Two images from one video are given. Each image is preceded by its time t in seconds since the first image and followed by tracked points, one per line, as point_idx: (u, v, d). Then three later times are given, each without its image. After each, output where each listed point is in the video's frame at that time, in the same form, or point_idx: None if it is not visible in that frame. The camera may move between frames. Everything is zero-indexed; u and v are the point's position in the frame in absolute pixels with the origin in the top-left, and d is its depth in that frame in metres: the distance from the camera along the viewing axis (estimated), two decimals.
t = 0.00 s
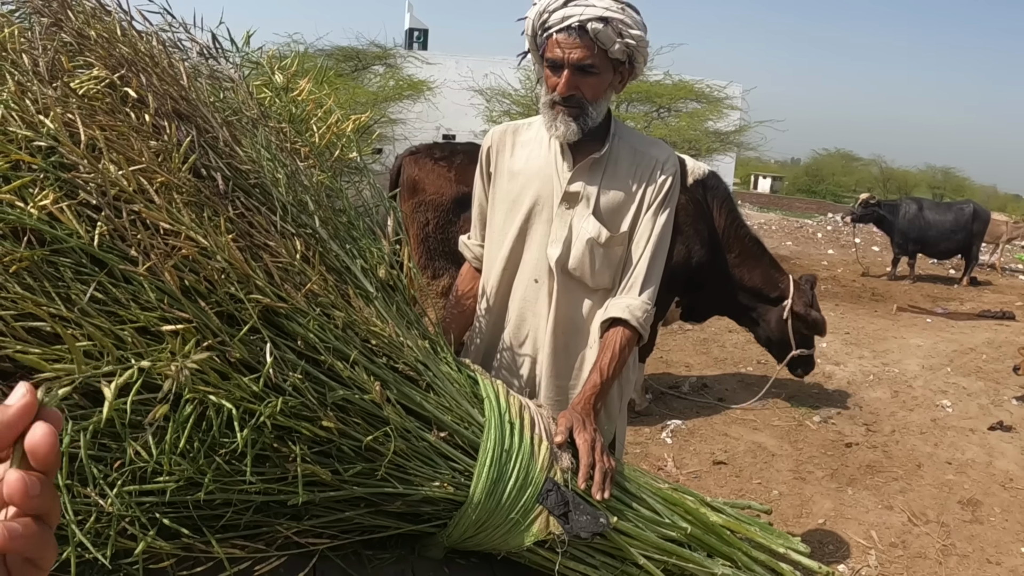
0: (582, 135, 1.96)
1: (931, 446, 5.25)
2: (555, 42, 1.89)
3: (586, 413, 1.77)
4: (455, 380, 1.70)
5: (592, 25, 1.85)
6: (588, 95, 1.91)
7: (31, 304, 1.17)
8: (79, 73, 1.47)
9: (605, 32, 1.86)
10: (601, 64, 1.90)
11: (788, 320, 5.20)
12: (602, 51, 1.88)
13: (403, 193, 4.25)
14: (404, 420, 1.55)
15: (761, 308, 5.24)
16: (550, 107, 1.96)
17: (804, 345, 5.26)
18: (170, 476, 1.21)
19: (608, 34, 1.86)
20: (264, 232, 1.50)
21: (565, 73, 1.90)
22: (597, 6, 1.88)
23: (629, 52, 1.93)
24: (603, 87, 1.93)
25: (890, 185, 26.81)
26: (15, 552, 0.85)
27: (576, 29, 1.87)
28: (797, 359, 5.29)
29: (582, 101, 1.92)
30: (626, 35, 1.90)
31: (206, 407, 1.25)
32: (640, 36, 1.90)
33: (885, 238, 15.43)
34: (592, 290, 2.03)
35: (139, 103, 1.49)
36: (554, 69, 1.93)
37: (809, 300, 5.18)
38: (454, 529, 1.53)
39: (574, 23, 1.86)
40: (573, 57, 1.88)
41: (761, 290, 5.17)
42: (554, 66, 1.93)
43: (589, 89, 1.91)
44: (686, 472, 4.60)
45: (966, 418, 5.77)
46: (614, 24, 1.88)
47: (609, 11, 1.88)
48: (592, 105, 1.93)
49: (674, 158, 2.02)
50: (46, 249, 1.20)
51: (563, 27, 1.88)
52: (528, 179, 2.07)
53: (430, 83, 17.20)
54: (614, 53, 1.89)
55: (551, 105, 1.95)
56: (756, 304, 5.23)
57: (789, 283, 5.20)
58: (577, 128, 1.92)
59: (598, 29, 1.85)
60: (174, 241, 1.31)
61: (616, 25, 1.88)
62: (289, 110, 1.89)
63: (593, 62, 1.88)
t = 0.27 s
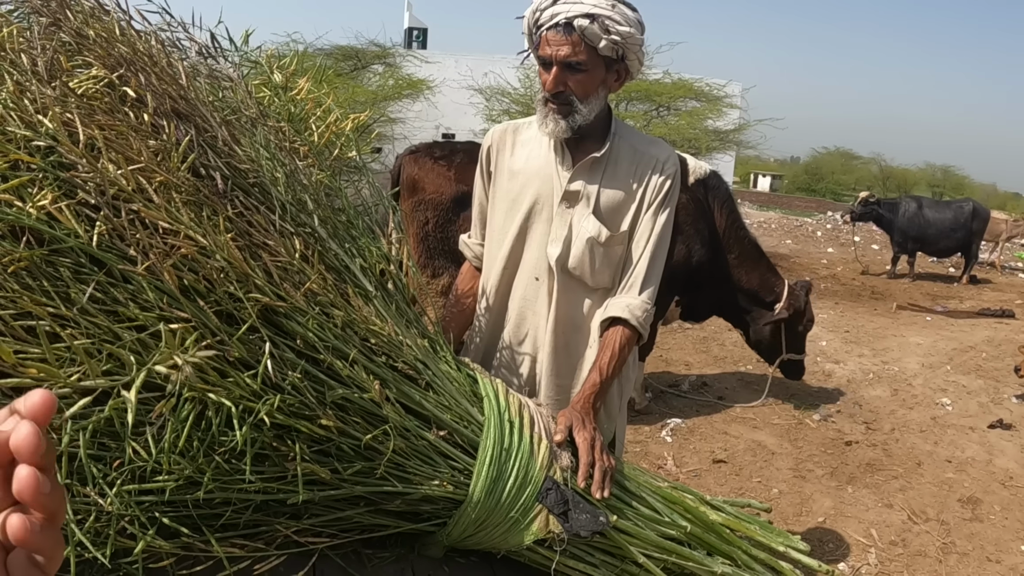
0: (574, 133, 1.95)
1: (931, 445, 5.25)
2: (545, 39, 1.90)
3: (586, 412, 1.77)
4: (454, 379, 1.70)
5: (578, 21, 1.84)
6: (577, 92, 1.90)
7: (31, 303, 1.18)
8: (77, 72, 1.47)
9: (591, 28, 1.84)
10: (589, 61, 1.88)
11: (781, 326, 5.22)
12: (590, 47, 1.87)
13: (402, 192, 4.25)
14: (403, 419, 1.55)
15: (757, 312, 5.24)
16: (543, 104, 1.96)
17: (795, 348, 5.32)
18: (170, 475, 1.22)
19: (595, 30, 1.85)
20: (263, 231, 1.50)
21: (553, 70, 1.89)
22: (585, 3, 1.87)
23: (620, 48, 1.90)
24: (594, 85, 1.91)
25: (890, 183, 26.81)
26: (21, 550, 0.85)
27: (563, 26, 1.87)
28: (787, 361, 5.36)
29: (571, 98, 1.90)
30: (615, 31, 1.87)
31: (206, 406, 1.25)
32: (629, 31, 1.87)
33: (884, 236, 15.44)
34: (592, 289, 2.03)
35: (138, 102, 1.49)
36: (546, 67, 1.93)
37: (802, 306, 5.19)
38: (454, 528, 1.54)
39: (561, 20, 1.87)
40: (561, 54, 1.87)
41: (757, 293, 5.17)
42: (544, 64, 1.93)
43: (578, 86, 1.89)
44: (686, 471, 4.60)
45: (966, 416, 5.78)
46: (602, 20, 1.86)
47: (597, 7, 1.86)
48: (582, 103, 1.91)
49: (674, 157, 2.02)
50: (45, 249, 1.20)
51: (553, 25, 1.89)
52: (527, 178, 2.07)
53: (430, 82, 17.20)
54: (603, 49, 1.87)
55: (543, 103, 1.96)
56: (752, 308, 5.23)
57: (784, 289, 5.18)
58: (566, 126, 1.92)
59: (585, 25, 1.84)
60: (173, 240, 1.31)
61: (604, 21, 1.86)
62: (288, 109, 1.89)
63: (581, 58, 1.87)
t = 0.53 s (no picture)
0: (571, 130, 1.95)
1: (932, 443, 5.25)
2: (541, 37, 1.90)
3: (586, 411, 1.77)
4: (455, 378, 1.70)
5: (573, 17, 1.84)
6: (574, 88, 1.89)
7: (30, 302, 1.18)
8: (77, 71, 1.47)
9: (586, 24, 1.83)
10: (585, 57, 1.87)
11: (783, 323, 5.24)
12: (586, 43, 1.86)
13: (402, 191, 4.24)
14: (403, 418, 1.55)
15: (758, 310, 5.26)
16: (541, 101, 1.96)
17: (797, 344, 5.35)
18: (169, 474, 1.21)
19: (590, 26, 1.84)
20: (262, 230, 1.49)
21: (550, 67, 1.89)
22: None
23: (615, 43, 1.89)
24: (591, 81, 1.91)
25: (890, 182, 26.80)
26: None
27: (559, 23, 1.86)
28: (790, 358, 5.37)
29: (568, 95, 1.90)
30: (610, 27, 1.86)
31: (206, 405, 1.25)
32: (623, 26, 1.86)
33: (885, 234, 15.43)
34: (593, 287, 2.03)
35: (137, 101, 1.48)
36: (543, 65, 1.93)
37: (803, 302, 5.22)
38: (454, 526, 1.53)
39: (557, 16, 1.86)
40: (557, 51, 1.87)
41: (758, 292, 5.18)
42: (542, 61, 1.92)
43: (574, 82, 1.89)
44: (687, 469, 4.60)
45: (966, 415, 5.77)
46: (596, 16, 1.85)
47: (592, 3, 1.85)
48: (579, 99, 1.90)
49: (674, 155, 2.02)
50: (44, 247, 1.20)
51: (549, 22, 1.89)
52: (528, 177, 2.06)
53: (429, 81, 17.19)
54: (598, 45, 1.86)
55: (542, 100, 1.96)
56: (753, 306, 5.25)
57: (784, 287, 5.19)
58: (563, 123, 1.91)
59: (580, 21, 1.83)
60: (172, 239, 1.31)
61: (599, 17, 1.85)
62: (288, 108, 1.88)
63: (577, 55, 1.86)
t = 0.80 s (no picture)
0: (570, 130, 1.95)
1: (932, 442, 5.25)
2: (538, 38, 1.89)
3: (586, 409, 1.78)
4: (454, 376, 1.70)
5: (570, 19, 1.83)
6: (572, 90, 1.89)
7: (31, 300, 1.18)
8: (77, 71, 1.47)
9: (583, 26, 1.84)
10: (583, 58, 1.87)
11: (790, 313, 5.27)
12: (584, 45, 1.86)
13: (402, 190, 4.24)
14: (403, 416, 1.56)
15: (764, 304, 5.27)
16: (539, 103, 1.96)
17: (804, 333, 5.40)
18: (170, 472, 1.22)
19: (587, 27, 1.84)
20: (262, 229, 1.50)
21: (547, 69, 1.89)
22: None
23: (613, 44, 1.89)
24: (589, 82, 1.91)
25: (891, 181, 26.78)
26: None
27: (556, 24, 1.86)
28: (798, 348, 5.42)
29: (566, 96, 1.90)
30: (608, 28, 1.86)
31: (206, 403, 1.26)
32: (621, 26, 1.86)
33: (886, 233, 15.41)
34: (592, 286, 2.04)
35: (137, 100, 1.49)
36: (540, 66, 1.92)
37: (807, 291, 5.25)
38: (454, 524, 1.54)
39: (554, 18, 1.85)
40: (555, 52, 1.86)
41: (763, 286, 5.18)
42: (539, 63, 1.92)
43: (573, 84, 1.89)
44: (687, 468, 4.61)
45: (967, 413, 5.77)
46: (594, 17, 1.85)
47: (588, 4, 1.85)
48: (577, 101, 1.90)
49: (673, 154, 2.02)
50: (45, 246, 1.20)
51: (546, 23, 1.88)
52: (527, 176, 2.07)
53: (430, 80, 17.20)
54: (596, 46, 1.86)
55: (540, 101, 1.95)
56: (759, 301, 5.25)
57: (788, 278, 5.21)
58: (562, 124, 1.91)
59: (577, 23, 1.83)
60: (172, 238, 1.32)
61: (596, 18, 1.85)
62: (287, 107, 1.89)
63: (575, 56, 1.86)
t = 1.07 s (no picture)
0: (570, 128, 1.95)
1: (933, 440, 5.25)
2: (536, 37, 1.89)
3: (586, 406, 1.78)
4: (454, 373, 1.70)
5: (568, 17, 1.83)
6: (571, 88, 1.89)
7: (30, 295, 1.18)
8: (76, 68, 1.47)
9: (581, 24, 1.83)
10: (581, 56, 1.87)
11: (792, 304, 5.34)
12: (582, 43, 1.86)
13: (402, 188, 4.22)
14: (402, 412, 1.56)
15: (766, 298, 5.35)
16: (539, 101, 1.96)
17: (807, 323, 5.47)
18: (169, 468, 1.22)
19: (585, 26, 1.83)
20: (262, 225, 1.50)
21: (546, 67, 1.89)
22: None
23: (611, 41, 1.89)
24: (588, 79, 1.90)
25: (893, 180, 26.76)
26: None
27: (554, 23, 1.85)
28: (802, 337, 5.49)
29: (565, 95, 1.90)
30: (606, 26, 1.86)
31: (205, 399, 1.26)
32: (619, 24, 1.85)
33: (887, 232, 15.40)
34: (592, 283, 2.03)
35: (137, 97, 1.49)
36: (539, 64, 1.92)
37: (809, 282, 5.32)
38: (454, 521, 1.54)
39: (552, 16, 1.85)
40: (553, 51, 1.86)
41: (766, 281, 5.25)
42: (538, 61, 1.92)
43: (572, 82, 1.89)
44: (688, 466, 4.61)
45: (968, 412, 5.77)
46: (592, 14, 1.84)
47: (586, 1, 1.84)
48: (577, 98, 1.90)
49: (673, 151, 2.02)
50: (44, 242, 1.21)
51: (544, 22, 1.87)
52: (527, 173, 2.06)
53: (431, 79, 17.20)
54: (594, 44, 1.86)
55: (539, 99, 1.95)
56: (762, 295, 5.33)
57: (789, 271, 5.30)
58: (562, 123, 1.91)
59: (575, 21, 1.83)
60: (172, 234, 1.32)
61: (594, 16, 1.84)
62: (287, 105, 1.89)
63: (573, 54, 1.86)
